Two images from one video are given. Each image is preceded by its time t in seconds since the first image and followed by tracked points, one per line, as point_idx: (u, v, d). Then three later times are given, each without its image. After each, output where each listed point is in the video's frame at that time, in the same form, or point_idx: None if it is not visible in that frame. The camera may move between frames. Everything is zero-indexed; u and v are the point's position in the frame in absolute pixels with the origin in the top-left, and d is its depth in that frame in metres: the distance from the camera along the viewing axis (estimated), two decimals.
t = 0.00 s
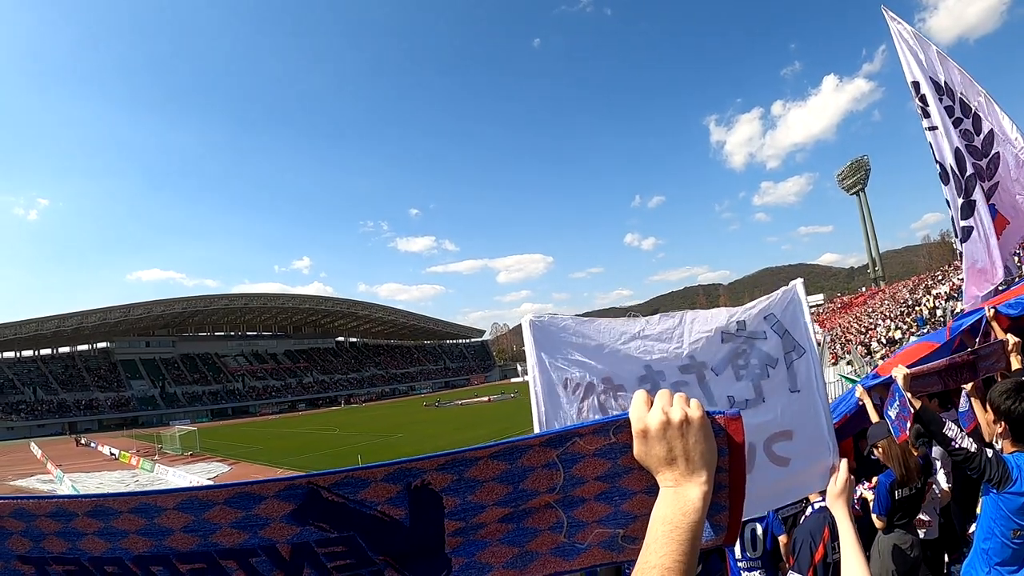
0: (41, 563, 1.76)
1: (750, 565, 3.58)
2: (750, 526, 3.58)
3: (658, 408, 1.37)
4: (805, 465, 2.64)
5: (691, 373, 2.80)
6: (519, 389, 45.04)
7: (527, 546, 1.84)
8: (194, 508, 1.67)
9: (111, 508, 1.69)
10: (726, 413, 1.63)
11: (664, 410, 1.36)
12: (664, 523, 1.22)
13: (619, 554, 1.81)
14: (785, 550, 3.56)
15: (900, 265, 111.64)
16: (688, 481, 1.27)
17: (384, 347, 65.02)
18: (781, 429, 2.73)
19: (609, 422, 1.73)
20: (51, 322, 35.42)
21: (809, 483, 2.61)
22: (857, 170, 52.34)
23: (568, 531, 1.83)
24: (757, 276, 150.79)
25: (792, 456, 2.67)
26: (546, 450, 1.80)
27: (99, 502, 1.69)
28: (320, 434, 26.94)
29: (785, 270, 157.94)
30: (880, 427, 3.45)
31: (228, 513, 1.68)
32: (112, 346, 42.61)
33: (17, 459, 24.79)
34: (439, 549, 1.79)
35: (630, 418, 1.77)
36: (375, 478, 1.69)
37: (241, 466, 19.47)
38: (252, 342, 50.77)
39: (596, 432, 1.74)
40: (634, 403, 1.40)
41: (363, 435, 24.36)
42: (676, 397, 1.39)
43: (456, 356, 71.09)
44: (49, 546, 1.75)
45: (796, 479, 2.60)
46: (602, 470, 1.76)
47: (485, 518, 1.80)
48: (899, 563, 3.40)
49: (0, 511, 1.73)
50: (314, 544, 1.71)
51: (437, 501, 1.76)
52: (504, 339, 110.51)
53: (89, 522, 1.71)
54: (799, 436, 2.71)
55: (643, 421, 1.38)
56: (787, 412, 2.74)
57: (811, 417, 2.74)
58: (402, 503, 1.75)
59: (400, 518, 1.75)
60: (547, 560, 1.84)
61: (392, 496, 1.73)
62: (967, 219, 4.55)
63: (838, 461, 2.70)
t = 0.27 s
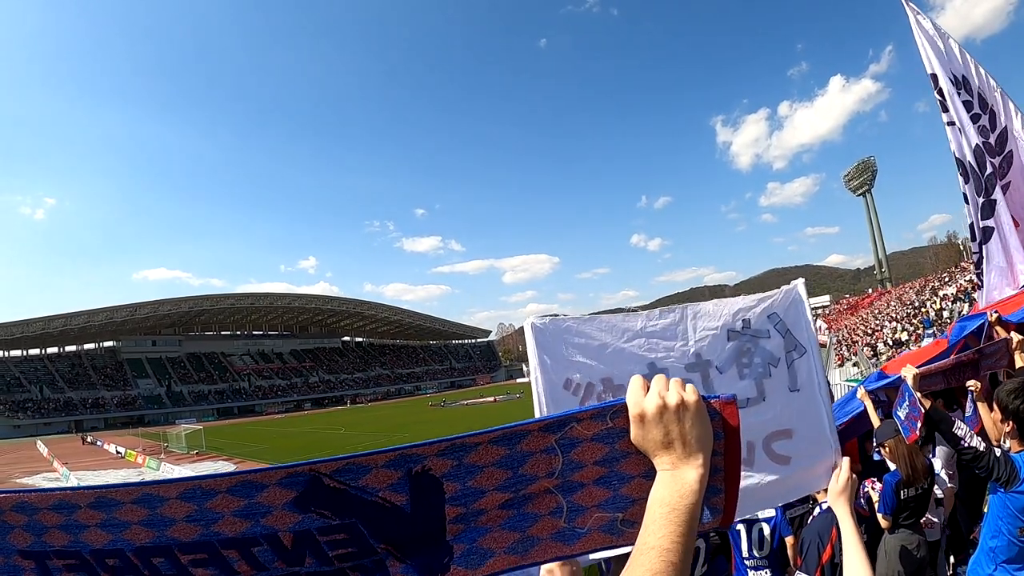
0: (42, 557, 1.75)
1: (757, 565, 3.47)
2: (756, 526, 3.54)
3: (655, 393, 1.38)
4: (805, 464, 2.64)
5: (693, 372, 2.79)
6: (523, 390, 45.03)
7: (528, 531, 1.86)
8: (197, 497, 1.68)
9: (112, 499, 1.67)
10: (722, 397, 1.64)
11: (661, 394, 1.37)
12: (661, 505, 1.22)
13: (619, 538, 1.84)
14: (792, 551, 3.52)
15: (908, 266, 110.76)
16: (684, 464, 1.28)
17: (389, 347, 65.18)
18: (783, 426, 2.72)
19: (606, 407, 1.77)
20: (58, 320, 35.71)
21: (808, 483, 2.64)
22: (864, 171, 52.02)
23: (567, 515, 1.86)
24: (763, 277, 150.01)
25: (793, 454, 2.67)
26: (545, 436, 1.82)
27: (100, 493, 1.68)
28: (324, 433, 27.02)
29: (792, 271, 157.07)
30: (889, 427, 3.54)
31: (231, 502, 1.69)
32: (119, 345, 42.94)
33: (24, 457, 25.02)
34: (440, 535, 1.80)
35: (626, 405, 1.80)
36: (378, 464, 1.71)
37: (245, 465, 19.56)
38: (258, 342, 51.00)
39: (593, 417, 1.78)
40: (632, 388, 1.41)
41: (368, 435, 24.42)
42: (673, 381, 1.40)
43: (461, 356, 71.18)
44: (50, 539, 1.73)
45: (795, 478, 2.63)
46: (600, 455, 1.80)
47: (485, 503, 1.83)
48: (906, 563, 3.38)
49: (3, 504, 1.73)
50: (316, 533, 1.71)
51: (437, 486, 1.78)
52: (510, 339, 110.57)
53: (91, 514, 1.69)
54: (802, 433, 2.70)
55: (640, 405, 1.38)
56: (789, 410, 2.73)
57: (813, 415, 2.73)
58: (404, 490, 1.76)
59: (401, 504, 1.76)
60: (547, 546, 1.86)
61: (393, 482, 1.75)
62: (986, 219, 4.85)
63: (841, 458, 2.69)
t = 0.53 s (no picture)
0: (55, 558, 1.74)
1: (760, 564, 3.48)
2: (759, 525, 3.53)
3: (649, 391, 1.37)
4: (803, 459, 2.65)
5: (685, 372, 2.80)
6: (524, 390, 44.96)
7: (529, 527, 1.86)
8: (209, 497, 1.69)
9: (126, 499, 1.67)
10: (714, 394, 1.62)
11: (654, 393, 1.36)
12: (658, 500, 1.22)
13: (617, 532, 1.83)
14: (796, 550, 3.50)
15: (911, 267, 110.41)
16: (679, 459, 1.28)
17: (391, 347, 65.23)
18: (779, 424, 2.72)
19: (603, 406, 1.78)
20: (60, 320, 35.83)
21: (807, 476, 2.64)
22: (867, 171, 51.87)
23: (568, 512, 1.86)
24: (766, 278, 149.71)
25: (790, 450, 2.68)
26: (545, 434, 1.84)
27: (115, 494, 1.68)
28: (326, 433, 27.03)
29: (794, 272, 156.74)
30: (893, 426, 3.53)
31: (242, 502, 1.69)
32: (121, 345, 43.08)
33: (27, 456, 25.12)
34: (445, 530, 1.82)
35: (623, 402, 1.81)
36: (383, 462, 1.73)
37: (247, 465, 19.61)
38: (260, 342, 51.07)
39: (591, 416, 1.80)
40: (626, 387, 1.40)
41: (370, 435, 24.45)
42: (666, 379, 1.40)
43: (463, 356, 71.18)
44: (63, 540, 1.73)
45: (791, 476, 2.63)
46: (597, 452, 1.80)
47: (488, 500, 1.84)
48: (910, 562, 3.38)
49: (16, 506, 1.73)
50: (326, 529, 1.73)
51: (441, 484, 1.79)
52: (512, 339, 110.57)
53: (105, 515, 1.70)
54: (798, 431, 2.70)
55: (636, 403, 1.37)
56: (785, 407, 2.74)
57: (808, 414, 2.73)
58: (410, 487, 1.78)
59: (406, 501, 1.78)
60: (548, 540, 1.87)
61: (400, 481, 1.77)
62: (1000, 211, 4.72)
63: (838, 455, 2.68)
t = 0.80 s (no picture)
0: (72, 548, 1.75)
1: (763, 563, 3.50)
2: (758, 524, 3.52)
3: (665, 381, 1.37)
4: (808, 459, 2.65)
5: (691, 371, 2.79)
6: (525, 390, 44.94)
7: (543, 511, 1.89)
8: (227, 486, 1.69)
9: (144, 490, 1.69)
10: (728, 385, 1.71)
11: (670, 383, 1.36)
12: (674, 488, 1.22)
13: (629, 519, 1.88)
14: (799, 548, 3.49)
15: (913, 268, 110.15)
16: (695, 449, 1.28)
17: (393, 347, 65.27)
18: (785, 422, 2.72)
19: (618, 396, 1.79)
20: (62, 319, 35.91)
21: (811, 475, 2.64)
22: (868, 171, 51.75)
23: (581, 497, 1.89)
24: (768, 279, 149.52)
25: (794, 450, 2.68)
26: (561, 422, 1.85)
27: (132, 484, 1.68)
28: (328, 433, 27.06)
29: (796, 272, 156.52)
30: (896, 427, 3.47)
31: (260, 490, 1.70)
32: (123, 345, 43.14)
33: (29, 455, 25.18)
34: (462, 518, 1.84)
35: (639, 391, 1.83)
36: (402, 451, 1.74)
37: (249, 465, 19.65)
38: (261, 341, 51.12)
39: (606, 404, 1.80)
40: (644, 376, 1.39)
41: (371, 434, 24.47)
42: (682, 370, 1.39)
43: (464, 356, 71.24)
44: (80, 530, 1.74)
45: (796, 473, 2.64)
46: (613, 440, 1.83)
47: (505, 486, 1.85)
48: (913, 561, 3.37)
49: (30, 497, 1.72)
50: (344, 516, 1.73)
51: (459, 472, 1.81)
52: (514, 339, 110.67)
53: (122, 505, 1.71)
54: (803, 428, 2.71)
55: (653, 394, 1.37)
56: (789, 408, 2.75)
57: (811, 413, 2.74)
58: (428, 475, 1.79)
59: (425, 488, 1.79)
60: (562, 525, 1.89)
61: (418, 468, 1.78)
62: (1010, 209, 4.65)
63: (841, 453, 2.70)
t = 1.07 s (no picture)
0: (92, 541, 1.76)
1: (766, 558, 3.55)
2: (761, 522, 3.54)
3: (689, 370, 1.37)
4: (821, 458, 2.65)
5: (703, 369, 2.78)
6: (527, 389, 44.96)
7: (573, 502, 1.90)
8: (254, 476, 1.70)
9: (168, 480, 1.70)
10: (751, 376, 1.75)
11: (693, 372, 1.36)
12: (699, 476, 1.23)
13: (657, 507, 1.87)
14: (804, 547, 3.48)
15: (916, 268, 109.77)
16: (718, 438, 1.28)
17: (395, 346, 65.38)
18: (798, 423, 2.73)
19: (644, 385, 1.82)
20: (65, 318, 35.99)
21: (824, 474, 2.64)
22: (871, 171, 51.67)
23: (610, 487, 1.89)
24: (770, 279, 149.23)
25: (806, 450, 2.68)
26: (588, 411, 1.86)
27: (157, 473, 1.69)
28: (330, 432, 27.10)
29: (798, 272, 156.20)
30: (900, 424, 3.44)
31: (288, 480, 1.71)
32: (125, 344, 43.26)
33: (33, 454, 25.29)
34: (493, 507, 1.85)
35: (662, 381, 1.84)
36: (431, 440, 1.74)
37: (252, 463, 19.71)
38: (264, 340, 51.21)
39: (631, 393, 1.81)
40: (669, 365, 1.39)
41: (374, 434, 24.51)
42: (705, 358, 1.39)
43: (467, 355, 71.29)
44: (102, 522, 1.75)
45: (809, 472, 2.64)
46: (639, 429, 1.84)
47: (534, 476, 1.87)
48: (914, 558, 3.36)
49: (54, 487, 1.74)
50: (372, 507, 1.74)
51: (487, 460, 1.82)
52: (516, 339, 110.73)
53: (146, 495, 1.71)
54: (816, 430, 2.71)
55: (677, 383, 1.37)
56: (800, 408, 2.76)
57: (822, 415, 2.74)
58: (457, 464, 1.80)
59: (453, 478, 1.80)
60: (592, 516, 1.89)
61: (447, 458, 1.79)
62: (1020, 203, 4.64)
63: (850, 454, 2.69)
